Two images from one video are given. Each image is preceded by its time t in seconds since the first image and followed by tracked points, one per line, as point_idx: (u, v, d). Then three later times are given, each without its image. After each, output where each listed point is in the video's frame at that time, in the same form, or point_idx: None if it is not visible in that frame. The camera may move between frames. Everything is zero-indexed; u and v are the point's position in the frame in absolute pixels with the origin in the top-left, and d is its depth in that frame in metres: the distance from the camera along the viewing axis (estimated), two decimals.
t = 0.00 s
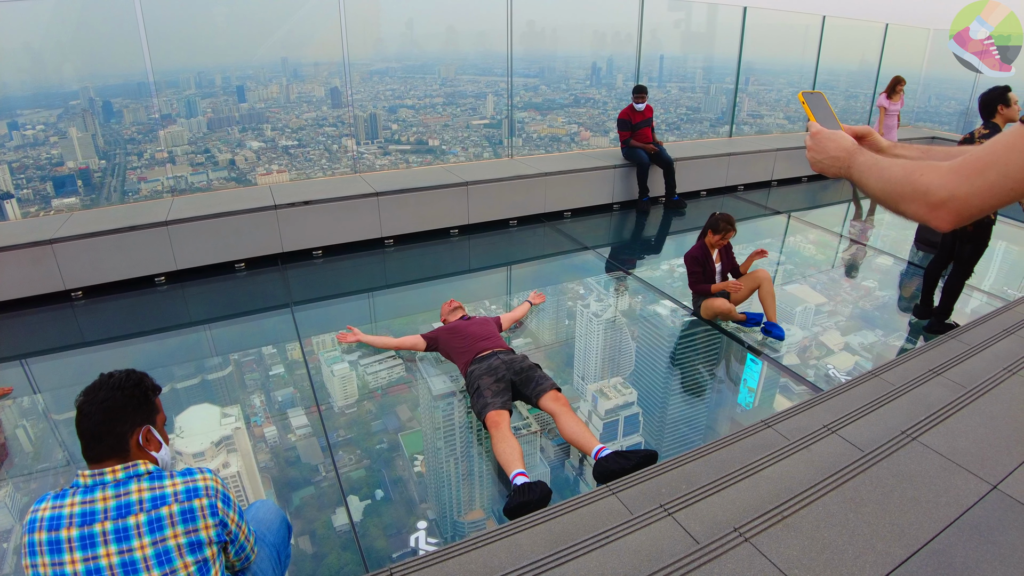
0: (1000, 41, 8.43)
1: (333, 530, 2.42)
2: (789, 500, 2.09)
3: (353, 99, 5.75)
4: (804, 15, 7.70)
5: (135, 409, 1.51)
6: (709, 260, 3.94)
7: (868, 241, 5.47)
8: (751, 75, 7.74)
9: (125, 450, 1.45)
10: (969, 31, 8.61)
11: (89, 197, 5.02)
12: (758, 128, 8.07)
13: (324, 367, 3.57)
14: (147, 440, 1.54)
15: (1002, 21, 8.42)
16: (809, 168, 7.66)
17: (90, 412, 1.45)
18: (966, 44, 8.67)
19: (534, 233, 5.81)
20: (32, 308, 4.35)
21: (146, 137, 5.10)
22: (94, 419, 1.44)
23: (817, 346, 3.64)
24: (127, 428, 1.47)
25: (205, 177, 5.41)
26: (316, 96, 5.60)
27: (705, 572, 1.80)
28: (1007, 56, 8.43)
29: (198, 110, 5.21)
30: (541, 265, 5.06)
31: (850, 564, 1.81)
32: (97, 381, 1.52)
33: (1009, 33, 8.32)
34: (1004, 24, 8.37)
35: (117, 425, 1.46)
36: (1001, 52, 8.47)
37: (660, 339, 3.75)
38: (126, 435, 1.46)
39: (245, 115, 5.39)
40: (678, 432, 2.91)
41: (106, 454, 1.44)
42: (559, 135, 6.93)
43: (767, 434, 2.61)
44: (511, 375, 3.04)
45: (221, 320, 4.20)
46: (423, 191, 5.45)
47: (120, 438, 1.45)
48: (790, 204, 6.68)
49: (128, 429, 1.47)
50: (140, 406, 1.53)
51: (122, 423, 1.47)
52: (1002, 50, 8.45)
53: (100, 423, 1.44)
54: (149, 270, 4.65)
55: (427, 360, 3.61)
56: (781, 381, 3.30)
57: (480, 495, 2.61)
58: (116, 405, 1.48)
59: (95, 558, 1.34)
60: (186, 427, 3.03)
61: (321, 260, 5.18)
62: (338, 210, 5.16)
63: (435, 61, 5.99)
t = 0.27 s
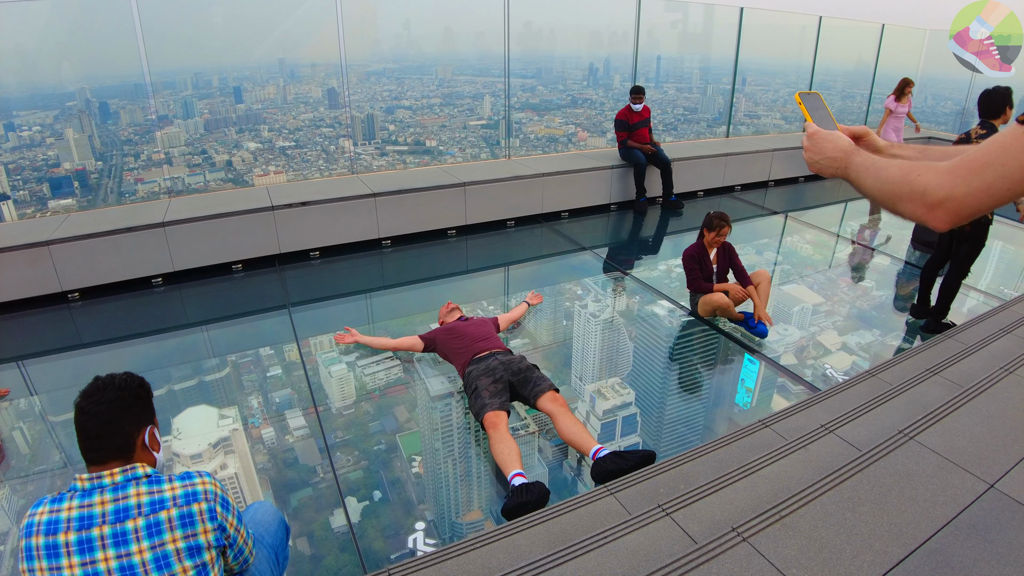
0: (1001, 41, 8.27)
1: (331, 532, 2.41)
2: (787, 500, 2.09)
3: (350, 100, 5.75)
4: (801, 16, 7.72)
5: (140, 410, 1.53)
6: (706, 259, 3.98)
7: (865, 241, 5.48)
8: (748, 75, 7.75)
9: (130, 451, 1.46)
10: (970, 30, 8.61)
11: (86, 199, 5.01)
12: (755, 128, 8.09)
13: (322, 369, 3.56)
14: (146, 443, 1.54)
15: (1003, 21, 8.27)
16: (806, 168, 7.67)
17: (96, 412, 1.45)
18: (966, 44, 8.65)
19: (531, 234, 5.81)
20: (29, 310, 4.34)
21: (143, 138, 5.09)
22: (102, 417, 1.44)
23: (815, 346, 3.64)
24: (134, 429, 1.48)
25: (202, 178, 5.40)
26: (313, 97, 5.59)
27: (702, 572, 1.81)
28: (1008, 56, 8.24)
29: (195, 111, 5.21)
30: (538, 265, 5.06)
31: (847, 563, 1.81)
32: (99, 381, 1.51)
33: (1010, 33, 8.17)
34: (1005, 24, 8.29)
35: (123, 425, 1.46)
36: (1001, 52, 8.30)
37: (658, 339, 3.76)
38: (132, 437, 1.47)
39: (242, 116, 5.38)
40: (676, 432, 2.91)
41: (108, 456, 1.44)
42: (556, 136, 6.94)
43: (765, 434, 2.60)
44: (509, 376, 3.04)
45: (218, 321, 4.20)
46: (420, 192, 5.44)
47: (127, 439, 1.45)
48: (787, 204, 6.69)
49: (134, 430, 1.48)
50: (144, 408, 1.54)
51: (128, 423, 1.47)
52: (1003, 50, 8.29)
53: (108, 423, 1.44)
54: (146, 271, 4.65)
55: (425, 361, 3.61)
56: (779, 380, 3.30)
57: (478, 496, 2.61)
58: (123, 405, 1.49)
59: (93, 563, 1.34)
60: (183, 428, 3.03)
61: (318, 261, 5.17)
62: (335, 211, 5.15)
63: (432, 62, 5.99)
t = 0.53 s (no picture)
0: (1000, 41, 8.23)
1: (329, 533, 2.41)
2: (786, 499, 2.09)
3: (348, 101, 5.75)
4: (797, 17, 7.74)
5: (137, 411, 1.53)
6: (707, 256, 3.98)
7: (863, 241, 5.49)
8: (745, 76, 7.76)
9: (127, 452, 1.45)
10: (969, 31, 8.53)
11: (83, 200, 5.00)
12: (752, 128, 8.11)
13: (319, 370, 3.56)
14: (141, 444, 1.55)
15: (1002, 21, 8.21)
16: (803, 169, 7.69)
17: (94, 412, 1.44)
18: (966, 44, 8.58)
19: (529, 234, 5.81)
20: (26, 311, 4.33)
21: (140, 139, 5.08)
22: (101, 418, 1.44)
23: (812, 346, 3.65)
24: (131, 430, 1.48)
25: (199, 179, 5.39)
26: (311, 98, 5.59)
27: (701, 571, 1.81)
28: (1007, 56, 8.19)
29: (192, 112, 5.20)
30: (536, 266, 5.07)
31: (846, 563, 1.81)
32: (92, 382, 1.50)
33: (1010, 33, 8.10)
34: (1005, 24, 8.15)
35: (121, 425, 1.46)
36: (1001, 52, 8.25)
37: (656, 339, 3.76)
38: (130, 437, 1.47)
39: (239, 116, 5.37)
40: (674, 432, 2.91)
41: (106, 457, 1.44)
42: (554, 136, 6.94)
43: (763, 433, 2.60)
44: (507, 377, 3.03)
45: (216, 322, 4.19)
46: (417, 193, 5.44)
47: (125, 439, 1.46)
48: (785, 204, 6.70)
49: (131, 430, 1.48)
50: (140, 408, 1.54)
51: (126, 423, 1.48)
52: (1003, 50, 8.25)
53: (106, 423, 1.44)
54: (144, 273, 4.64)
55: (424, 362, 3.61)
56: (777, 380, 3.31)
57: (476, 497, 2.60)
58: (120, 406, 1.49)
59: (90, 563, 1.34)
60: (181, 430, 3.02)
61: (316, 262, 5.17)
62: (332, 212, 5.15)
63: (430, 62, 5.99)
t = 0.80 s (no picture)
0: (999, 41, 8.15)
1: (328, 534, 2.41)
2: (785, 498, 2.09)
3: (346, 101, 5.75)
4: (795, 17, 7.76)
5: (135, 410, 1.53)
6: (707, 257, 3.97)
7: (861, 241, 5.50)
8: (743, 76, 7.77)
9: (127, 451, 1.45)
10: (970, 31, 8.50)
11: (81, 201, 4.98)
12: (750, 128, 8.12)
13: (318, 370, 3.55)
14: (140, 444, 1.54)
15: (1002, 21, 8.16)
16: (801, 169, 7.70)
17: (92, 412, 1.44)
18: (966, 44, 8.52)
19: (527, 235, 5.81)
20: (24, 312, 4.32)
21: (138, 139, 5.07)
22: (100, 417, 1.44)
23: (811, 346, 3.65)
24: (130, 429, 1.48)
25: (197, 180, 5.38)
26: (309, 98, 5.58)
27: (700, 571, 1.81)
28: (1008, 56, 8.08)
29: (190, 113, 5.19)
30: (534, 266, 5.07)
31: (845, 563, 1.81)
32: (90, 382, 1.50)
33: (1010, 33, 8.02)
34: (1004, 24, 8.09)
35: (120, 424, 1.46)
36: (1001, 52, 8.15)
37: (654, 340, 3.76)
38: (129, 436, 1.47)
39: (237, 117, 5.37)
40: (673, 432, 2.92)
41: (105, 457, 1.44)
42: (552, 137, 6.94)
43: (762, 433, 2.60)
44: (506, 377, 3.03)
45: (214, 323, 4.18)
46: (415, 193, 5.44)
47: (125, 439, 1.45)
48: (783, 204, 6.71)
49: (130, 429, 1.48)
50: (138, 408, 1.54)
51: (125, 423, 1.47)
52: (1002, 50, 8.14)
53: (106, 422, 1.44)
54: (142, 273, 4.63)
55: (422, 363, 3.61)
56: (775, 380, 3.31)
57: (475, 498, 2.60)
58: (119, 405, 1.48)
59: (89, 564, 1.33)
60: (179, 431, 3.01)
61: (314, 262, 5.17)
62: (331, 213, 5.15)
63: (428, 63, 6.00)
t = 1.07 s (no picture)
0: (999, 41, 8.16)
1: (327, 535, 2.41)
2: (785, 498, 2.10)
3: (345, 102, 5.75)
4: (794, 17, 7.76)
5: (136, 409, 1.52)
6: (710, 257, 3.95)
7: (860, 241, 5.50)
8: (742, 76, 7.78)
9: (127, 451, 1.45)
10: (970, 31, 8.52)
11: (80, 201, 4.98)
12: (750, 128, 8.13)
13: (317, 371, 3.55)
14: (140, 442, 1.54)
15: (1002, 21, 8.17)
16: (800, 169, 7.70)
17: (94, 411, 1.43)
18: (966, 44, 8.52)
19: (527, 235, 5.81)
20: (22, 313, 4.31)
21: (137, 140, 5.07)
22: (101, 417, 1.43)
23: (810, 346, 3.66)
24: (130, 428, 1.48)
25: (196, 180, 5.38)
26: (308, 99, 5.58)
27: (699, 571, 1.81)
28: (1008, 56, 8.05)
29: (189, 113, 5.19)
30: (533, 266, 5.07)
31: (845, 562, 1.82)
32: (90, 382, 1.49)
33: (1009, 34, 8.03)
34: (1004, 24, 8.09)
35: (121, 424, 1.46)
36: (1002, 52, 8.11)
37: (654, 340, 3.76)
38: (129, 436, 1.47)
39: (236, 117, 5.36)
40: (672, 432, 2.92)
41: (105, 456, 1.43)
42: (551, 137, 6.94)
43: (761, 433, 2.60)
44: (505, 377, 3.03)
45: (213, 324, 4.18)
46: (414, 194, 5.44)
47: (125, 438, 1.45)
48: (781, 204, 6.71)
49: (130, 429, 1.48)
50: (139, 407, 1.53)
51: (125, 422, 1.47)
52: (1002, 50, 8.12)
53: (107, 422, 1.44)
54: (141, 274, 4.63)
55: (422, 363, 3.61)
56: (775, 380, 3.31)
57: (474, 498, 2.60)
58: (120, 405, 1.47)
59: (88, 564, 1.33)
60: (178, 432, 3.01)
61: (313, 263, 5.17)
62: (330, 213, 5.14)
63: (427, 63, 6.00)
